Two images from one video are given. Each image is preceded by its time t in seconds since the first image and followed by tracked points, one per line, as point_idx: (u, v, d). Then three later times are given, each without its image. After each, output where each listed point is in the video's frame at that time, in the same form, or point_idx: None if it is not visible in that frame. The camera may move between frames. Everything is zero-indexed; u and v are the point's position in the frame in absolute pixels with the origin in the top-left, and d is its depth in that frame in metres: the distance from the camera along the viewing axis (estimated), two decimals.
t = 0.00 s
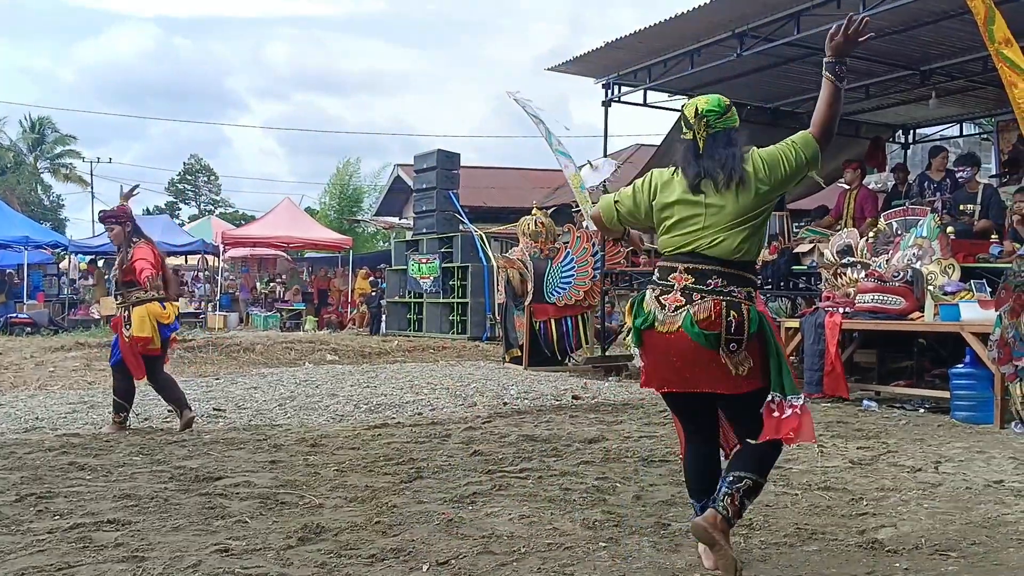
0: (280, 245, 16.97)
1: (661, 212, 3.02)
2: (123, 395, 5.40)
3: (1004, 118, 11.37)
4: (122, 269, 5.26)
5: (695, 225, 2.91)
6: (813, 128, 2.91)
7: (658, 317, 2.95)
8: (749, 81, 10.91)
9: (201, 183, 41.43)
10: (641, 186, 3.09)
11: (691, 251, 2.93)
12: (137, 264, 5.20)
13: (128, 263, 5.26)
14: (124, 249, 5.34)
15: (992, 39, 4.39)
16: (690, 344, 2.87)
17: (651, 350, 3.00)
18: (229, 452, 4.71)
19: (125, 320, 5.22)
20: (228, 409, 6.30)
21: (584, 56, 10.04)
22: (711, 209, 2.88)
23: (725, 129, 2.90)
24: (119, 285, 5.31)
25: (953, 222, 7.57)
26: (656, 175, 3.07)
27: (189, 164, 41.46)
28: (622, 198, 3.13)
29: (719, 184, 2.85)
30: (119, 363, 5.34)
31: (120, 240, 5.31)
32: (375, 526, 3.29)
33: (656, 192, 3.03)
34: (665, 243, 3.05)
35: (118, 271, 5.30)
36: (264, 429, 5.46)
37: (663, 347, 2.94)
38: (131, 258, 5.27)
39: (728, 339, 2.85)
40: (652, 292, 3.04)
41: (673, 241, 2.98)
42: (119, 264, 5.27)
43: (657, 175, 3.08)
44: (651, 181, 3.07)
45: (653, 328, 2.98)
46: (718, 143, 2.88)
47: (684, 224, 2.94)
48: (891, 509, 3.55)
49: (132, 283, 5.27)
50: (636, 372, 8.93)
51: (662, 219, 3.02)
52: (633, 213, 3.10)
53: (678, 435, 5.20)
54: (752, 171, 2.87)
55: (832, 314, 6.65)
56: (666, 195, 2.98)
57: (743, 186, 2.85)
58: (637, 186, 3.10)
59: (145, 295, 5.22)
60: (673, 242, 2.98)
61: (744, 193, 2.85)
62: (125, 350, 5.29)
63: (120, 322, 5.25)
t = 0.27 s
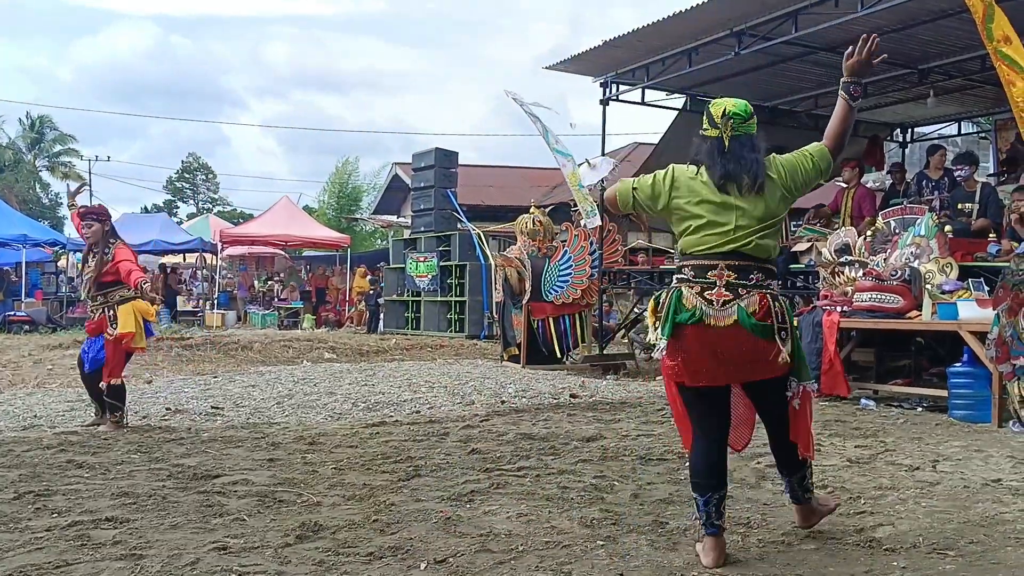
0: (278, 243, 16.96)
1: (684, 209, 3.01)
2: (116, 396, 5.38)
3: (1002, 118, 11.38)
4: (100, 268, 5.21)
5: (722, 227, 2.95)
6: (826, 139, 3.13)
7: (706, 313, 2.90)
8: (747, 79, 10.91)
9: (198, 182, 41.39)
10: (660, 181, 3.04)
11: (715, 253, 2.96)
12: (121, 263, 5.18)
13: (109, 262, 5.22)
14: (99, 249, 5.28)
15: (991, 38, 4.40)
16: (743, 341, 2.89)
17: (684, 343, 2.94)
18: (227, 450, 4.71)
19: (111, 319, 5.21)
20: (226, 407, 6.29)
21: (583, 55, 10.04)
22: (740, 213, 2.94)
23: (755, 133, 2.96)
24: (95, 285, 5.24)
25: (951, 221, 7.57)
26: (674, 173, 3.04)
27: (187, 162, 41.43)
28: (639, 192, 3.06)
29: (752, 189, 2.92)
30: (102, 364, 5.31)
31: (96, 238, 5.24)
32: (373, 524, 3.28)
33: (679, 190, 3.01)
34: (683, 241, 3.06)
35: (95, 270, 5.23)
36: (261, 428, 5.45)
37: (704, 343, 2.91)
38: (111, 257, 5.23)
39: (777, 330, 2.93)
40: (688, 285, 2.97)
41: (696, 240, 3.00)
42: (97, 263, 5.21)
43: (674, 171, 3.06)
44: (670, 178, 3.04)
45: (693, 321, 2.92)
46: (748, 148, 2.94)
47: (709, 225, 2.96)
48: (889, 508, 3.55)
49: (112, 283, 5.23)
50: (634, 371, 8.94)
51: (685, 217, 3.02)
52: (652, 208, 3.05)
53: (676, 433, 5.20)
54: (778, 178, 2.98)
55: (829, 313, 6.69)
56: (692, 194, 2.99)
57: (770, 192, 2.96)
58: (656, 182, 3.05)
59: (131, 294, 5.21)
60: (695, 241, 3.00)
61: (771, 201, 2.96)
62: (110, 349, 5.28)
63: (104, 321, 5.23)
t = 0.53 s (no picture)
0: (279, 238, 16.95)
1: (734, 219, 3.06)
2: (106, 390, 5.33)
3: (1004, 115, 11.37)
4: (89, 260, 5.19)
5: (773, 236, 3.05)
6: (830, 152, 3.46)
7: (771, 318, 3.00)
8: (749, 76, 10.89)
9: (199, 176, 41.37)
10: (711, 191, 3.04)
11: (765, 263, 3.06)
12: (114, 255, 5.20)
13: (98, 253, 5.23)
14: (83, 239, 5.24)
15: (994, 35, 4.46)
16: (796, 340, 3.03)
17: (745, 346, 3.00)
18: (227, 445, 4.71)
19: (99, 313, 5.19)
20: (226, 401, 6.30)
21: (585, 51, 10.02)
22: (787, 224, 3.07)
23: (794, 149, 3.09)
24: (79, 277, 5.20)
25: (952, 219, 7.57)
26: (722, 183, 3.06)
27: (188, 157, 41.42)
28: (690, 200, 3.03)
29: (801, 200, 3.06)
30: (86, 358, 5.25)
31: (82, 228, 5.20)
32: (373, 519, 3.29)
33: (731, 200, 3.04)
34: (727, 249, 3.11)
35: (82, 262, 5.20)
36: (262, 422, 5.46)
37: (764, 344, 3.00)
38: (100, 249, 5.23)
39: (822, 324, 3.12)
40: (744, 291, 3.04)
41: (744, 249, 3.07)
42: (86, 253, 5.20)
43: (721, 181, 3.07)
44: (720, 188, 3.05)
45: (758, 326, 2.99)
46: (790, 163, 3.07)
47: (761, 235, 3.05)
48: (889, 505, 3.55)
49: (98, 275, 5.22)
50: (634, 367, 8.94)
51: (733, 227, 3.07)
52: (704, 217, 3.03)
53: (677, 430, 5.20)
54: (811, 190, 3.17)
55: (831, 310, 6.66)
56: (744, 204, 3.04)
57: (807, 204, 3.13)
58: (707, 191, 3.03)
59: (118, 287, 5.22)
60: (744, 250, 3.07)
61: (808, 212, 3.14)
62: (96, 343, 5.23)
63: (90, 314, 5.18)
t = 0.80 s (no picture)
0: (277, 236, 16.94)
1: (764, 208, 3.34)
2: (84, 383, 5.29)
3: (1002, 111, 11.37)
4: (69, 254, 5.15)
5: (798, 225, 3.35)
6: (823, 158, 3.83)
7: (816, 303, 3.29)
8: (747, 73, 10.89)
9: (197, 174, 41.32)
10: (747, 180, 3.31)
11: (788, 246, 3.34)
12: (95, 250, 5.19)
13: (81, 245, 5.21)
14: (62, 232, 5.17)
15: (992, 30, 4.45)
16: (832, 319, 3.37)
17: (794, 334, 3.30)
18: (226, 443, 4.71)
19: (78, 307, 5.18)
20: (225, 400, 6.29)
21: (583, 48, 10.02)
22: (807, 215, 3.39)
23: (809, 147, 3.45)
24: (56, 270, 5.15)
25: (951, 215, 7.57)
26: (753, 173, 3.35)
27: (186, 155, 41.36)
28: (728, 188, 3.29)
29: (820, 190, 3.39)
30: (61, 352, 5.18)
31: (62, 221, 5.14)
32: (372, 517, 3.29)
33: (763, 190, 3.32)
34: (754, 238, 3.37)
35: (64, 254, 5.14)
36: (261, 421, 5.45)
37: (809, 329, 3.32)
38: (80, 243, 5.21)
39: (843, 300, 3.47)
40: (784, 282, 3.31)
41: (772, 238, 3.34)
42: (66, 247, 5.13)
43: (753, 172, 3.36)
44: (753, 179, 3.33)
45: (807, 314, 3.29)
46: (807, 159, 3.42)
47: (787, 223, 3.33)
48: (888, 501, 3.55)
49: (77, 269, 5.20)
50: (633, 364, 8.94)
51: (762, 215, 3.35)
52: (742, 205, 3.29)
53: (675, 427, 5.20)
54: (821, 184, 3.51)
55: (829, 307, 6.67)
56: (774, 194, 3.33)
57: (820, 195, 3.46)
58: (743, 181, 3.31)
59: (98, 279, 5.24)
60: (772, 238, 3.34)
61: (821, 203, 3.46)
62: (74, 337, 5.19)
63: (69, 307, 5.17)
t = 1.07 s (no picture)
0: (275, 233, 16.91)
1: (760, 206, 3.48)
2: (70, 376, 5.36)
3: (999, 110, 11.38)
4: (65, 250, 5.20)
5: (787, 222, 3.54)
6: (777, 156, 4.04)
7: (797, 295, 3.44)
8: (745, 71, 10.89)
9: (194, 172, 41.27)
10: (745, 179, 3.46)
11: (778, 242, 3.51)
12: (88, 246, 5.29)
13: (73, 243, 5.28)
14: (53, 229, 5.21)
15: (990, 28, 4.46)
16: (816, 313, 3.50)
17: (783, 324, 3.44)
18: (223, 441, 4.70)
19: (76, 302, 5.29)
20: (222, 397, 6.29)
21: (581, 46, 10.01)
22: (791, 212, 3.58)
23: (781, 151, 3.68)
24: (53, 267, 5.18)
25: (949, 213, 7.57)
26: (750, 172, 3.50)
27: (183, 153, 41.29)
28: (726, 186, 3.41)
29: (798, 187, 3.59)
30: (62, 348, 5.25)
31: (53, 219, 5.18)
32: (369, 515, 3.28)
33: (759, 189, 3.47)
34: (746, 234, 3.51)
35: (59, 252, 5.19)
36: (258, 418, 5.45)
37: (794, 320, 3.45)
38: (73, 240, 5.27)
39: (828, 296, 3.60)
40: (769, 275, 3.48)
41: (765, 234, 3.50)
42: (63, 243, 5.19)
43: (747, 172, 3.50)
44: (748, 178, 3.47)
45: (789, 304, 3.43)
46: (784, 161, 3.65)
47: (778, 220, 3.51)
48: (885, 499, 3.56)
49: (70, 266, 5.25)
50: (631, 362, 8.95)
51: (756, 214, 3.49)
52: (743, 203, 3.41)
53: (673, 425, 5.20)
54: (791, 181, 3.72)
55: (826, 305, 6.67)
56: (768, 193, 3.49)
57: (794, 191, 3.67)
58: (741, 180, 3.45)
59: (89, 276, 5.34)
60: (766, 235, 3.49)
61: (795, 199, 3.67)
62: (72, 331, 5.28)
63: (67, 303, 5.25)
